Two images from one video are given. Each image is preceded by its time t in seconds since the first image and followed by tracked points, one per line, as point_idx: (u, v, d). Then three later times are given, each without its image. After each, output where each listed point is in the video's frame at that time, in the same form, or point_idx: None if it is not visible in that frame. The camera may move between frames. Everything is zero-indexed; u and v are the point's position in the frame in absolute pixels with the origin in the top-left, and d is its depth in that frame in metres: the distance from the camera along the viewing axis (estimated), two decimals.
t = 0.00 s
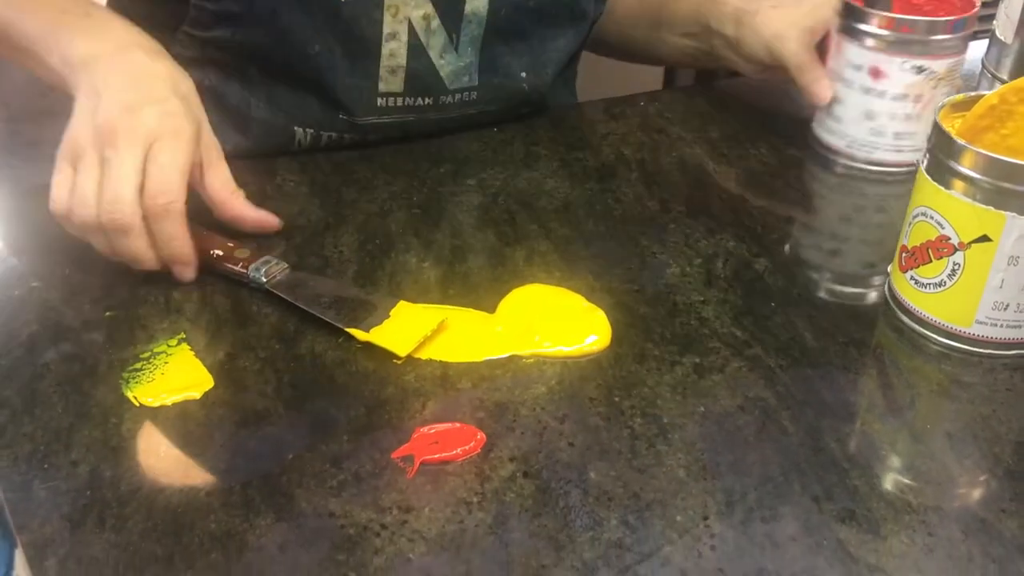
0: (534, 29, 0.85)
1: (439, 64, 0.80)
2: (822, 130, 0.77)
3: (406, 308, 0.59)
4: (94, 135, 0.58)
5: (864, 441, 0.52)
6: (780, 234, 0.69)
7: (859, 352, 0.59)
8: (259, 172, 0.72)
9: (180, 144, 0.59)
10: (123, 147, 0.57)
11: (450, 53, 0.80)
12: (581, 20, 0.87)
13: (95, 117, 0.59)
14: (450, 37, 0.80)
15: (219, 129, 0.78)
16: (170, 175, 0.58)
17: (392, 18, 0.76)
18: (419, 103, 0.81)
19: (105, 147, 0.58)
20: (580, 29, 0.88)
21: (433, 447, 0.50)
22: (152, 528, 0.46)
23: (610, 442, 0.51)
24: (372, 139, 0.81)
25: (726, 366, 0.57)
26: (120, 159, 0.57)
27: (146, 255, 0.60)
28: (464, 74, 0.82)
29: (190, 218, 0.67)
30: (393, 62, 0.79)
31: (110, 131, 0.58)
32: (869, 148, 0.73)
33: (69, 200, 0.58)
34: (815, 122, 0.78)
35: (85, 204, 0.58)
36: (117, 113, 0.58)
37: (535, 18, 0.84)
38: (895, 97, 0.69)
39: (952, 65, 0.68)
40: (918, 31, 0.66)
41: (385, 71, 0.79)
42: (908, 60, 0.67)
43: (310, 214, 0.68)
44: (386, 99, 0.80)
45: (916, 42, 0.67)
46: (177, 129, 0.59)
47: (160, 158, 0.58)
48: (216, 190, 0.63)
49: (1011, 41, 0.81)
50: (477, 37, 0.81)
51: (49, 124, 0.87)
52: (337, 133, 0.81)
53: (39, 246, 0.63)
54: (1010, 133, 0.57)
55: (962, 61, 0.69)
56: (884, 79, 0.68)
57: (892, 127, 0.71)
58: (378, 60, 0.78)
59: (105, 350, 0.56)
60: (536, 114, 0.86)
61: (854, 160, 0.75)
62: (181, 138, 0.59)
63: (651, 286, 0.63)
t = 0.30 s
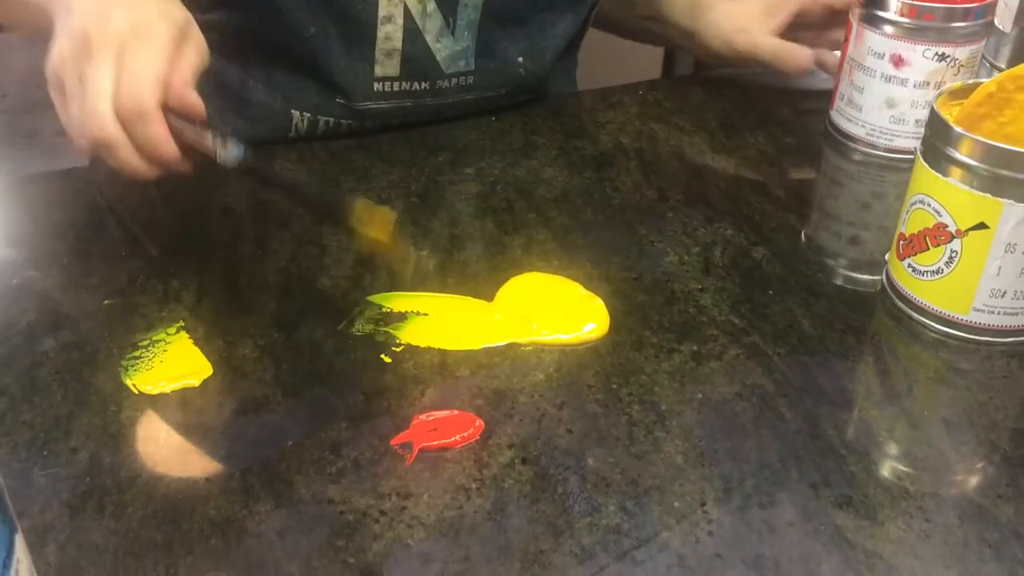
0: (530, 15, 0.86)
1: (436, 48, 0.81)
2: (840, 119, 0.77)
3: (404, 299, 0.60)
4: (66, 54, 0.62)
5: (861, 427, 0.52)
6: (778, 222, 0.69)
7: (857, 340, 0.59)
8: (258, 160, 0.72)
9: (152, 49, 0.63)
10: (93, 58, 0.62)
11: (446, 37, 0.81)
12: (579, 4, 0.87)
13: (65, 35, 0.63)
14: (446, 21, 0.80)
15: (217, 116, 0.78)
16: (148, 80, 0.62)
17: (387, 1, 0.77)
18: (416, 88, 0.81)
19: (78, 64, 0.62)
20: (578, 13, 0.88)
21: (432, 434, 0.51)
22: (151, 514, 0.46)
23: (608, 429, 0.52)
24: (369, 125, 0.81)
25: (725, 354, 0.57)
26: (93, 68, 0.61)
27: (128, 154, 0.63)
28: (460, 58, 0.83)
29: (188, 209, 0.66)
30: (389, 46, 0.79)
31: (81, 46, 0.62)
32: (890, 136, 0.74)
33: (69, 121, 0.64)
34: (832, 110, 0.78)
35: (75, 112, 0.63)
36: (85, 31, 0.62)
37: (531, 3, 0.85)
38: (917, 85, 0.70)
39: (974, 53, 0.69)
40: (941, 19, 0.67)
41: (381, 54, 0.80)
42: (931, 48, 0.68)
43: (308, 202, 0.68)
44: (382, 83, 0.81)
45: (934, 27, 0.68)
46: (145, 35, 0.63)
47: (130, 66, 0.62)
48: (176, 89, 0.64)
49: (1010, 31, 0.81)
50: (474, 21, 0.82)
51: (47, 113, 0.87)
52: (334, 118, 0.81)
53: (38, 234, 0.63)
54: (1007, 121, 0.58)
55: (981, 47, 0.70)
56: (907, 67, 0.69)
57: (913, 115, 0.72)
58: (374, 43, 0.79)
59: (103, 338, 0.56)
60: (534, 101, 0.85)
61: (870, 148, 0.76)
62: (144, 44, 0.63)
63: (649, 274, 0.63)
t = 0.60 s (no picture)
0: (534, 7, 0.87)
1: (442, 38, 0.81)
2: (841, 109, 0.78)
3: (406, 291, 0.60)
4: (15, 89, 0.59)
5: (862, 416, 0.53)
6: (780, 212, 0.69)
7: (858, 329, 0.59)
8: (259, 150, 0.73)
9: (86, 49, 0.56)
10: (51, 88, 0.58)
11: (452, 28, 0.81)
12: None
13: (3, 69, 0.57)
14: (454, 12, 0.81)
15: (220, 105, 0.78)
16: (103, 85, 0.56)
17: None
18: (421, 78, 0.82)
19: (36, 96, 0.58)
20: (580, 7, 0.90)
21: (436, 424, 0.51)
22: (157, 503, 0.46)
23: (610, 418, 0.52)
24: (371, 115, 0.82)
25: (727, 343, 0.57)
26: (60, 98, 0.58)
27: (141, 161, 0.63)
28: (464, 49, 0.83)
29: (192, 200, 0.67)
30: (396, 36, 0.80)
31: (25, 77, 0.57)
32: (891, 126, 0.74)
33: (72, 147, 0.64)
34: (834, 100, 0.79)
35: (58, 140, 0.62)
36: (18, 65, 0.57)
37: None
38: (918, 75, 0.70)
39: (975, 42, 0.69)
40: (942, 8, 0.67)
41: (388, 44, 0.80)
42: (932, 38, 0.68)
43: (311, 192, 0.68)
44: (388, 74, 0.81)
45: (935, 17, 0.67)
46: (73, 32, 0.56)
47: (79, 79, 0.56)
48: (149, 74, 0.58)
49: (1011, 20, 0.81)
50: (480, 13, 0.82)
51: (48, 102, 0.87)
52: (337, 107, 0.82)
53: (40, 225, 0.63)
54: (1009, 110, 0.58)
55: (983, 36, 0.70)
56: (908, 57, 0.69)
57: (914, 105, 0.72)
58: (382, 33, 0.79)
59: (107, 329, 0.56)
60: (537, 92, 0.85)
61: (871, 138, 0.76)
62: (78, 42, 0.56)
63: (651, 264, 0.63)
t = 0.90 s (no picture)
0: (541, 5, 0.87)
1: (450, 36, 0.82)
2: (844, 98, 0.77)
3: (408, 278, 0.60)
4: (70, 60, 0.48)
5: (865, 403, 0.53)
6: (783, 200, 0.69)
7: (861, 317, 0.59)
8: (261, 138, 0.72)
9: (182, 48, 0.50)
10: (115, 67, 0.48)
11: (461, 26, 0.82)
12: None
13: (69, 36, 0.47)
14: (463, 11, 0.81)
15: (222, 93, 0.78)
16: (193, 92, 0.50)
17: None
18: (427, 74, 0.82)
19: (96, 75, 0.48)
20: (586, 4, 0.90)
21: (439, 411, 0.51)
22: (160, 489, 0.46)
23: (613, 405, 0.52)
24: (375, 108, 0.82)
25: (730, 331, 0.57)
26: (116, 79, 0.48)
27: (157, 170, 0.54)
28: (472, 46, 0.83)
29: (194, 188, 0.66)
30: (404, 33, 0.80)
31: (98, 52, 0.48)
32: (893, 115, 0.74)
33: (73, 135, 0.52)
34: (837, 88, 0.78)
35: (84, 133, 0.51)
36: (94, 37, 0.47)
37: None
38: (921, 63, 0.69)
39: (979, 30, 0.69)
40: None
41: (396, 42, 0.80)
42: (936, 25, 0.68)
43: (313, 180, 0.68)
44: (394, 70, 0.81)
45: (939, 5, 0.67)
46: (168, 27, 0.49)
47: (166, 73, 0.49)
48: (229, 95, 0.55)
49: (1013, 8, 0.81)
50: (488, 12, 0.83)
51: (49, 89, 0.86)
52: (341, 101, 0.82)
53: (43, 215, 0.63)
54: (1013, 98, 0.57)
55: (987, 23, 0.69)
56: (912, 44, 0.69)
57: (918, 93, 0.71)
58: (391, 31, 0.80)
59: (110, 316, 0.56)
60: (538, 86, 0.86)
61: (873, 125, 0.76)
62: (176, 36, 0.50)
63: (654, 252, 0.63)
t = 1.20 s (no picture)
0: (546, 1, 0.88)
1: (454, 31, 0.82)
2: (846, 87, 0.77)
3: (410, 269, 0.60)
4: (168, 75, 0.46)
5: (866, 392, 0.53)
6: (784, 190, 0.69)
7: (862, 306, 0.59)
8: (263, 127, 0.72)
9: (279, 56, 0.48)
10: (215, 78, 0.46)
11: (465, 20, 0.82)
12: None
13: (166, 49, 0.45)
14: (466, 6, 0.82)
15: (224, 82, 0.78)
16: (292, 101, 0.48)
17: None
18: (428, 68, 0.82)
19: (197, 89, 0.46)
20: None
21: (441, 399, 0.51)
22: (162, 476, 0.46)
23: (615, 394, 0.52)
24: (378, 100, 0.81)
25: (731, 320, 0.57)
26: (216, 90, 0.46)
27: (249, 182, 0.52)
28: (476, 40, 0.83)
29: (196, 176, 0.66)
30: (408, 28, 0.81)
31: (198, 63, 0.45)
32: (896, 104, 0.74)
33: (161, 152, 0.50)
34: (839, 78, 0.78)
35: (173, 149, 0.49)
36: (193, 49, 0.45)
37: None
38: (924, 52, 0.69)
39: (983, 20, 0.68)
40: None
41: (399, 35, 0.81)
42: (938, 14, 0.67)
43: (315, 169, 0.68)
44: (397, 63, 0.81)
45: None
46: (265, 33, 0.47)
47: (266, 82, 0.48)
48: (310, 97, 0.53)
49: None
50: (492, 7, 0.83)
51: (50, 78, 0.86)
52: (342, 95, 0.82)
53: (44, 204, 0.63)
54: (1015, 88, 0.57)
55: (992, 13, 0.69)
56: (915, 34, 0.69)
57: (920, 83, 0.71)
58: (394, 24, 0.80)
59: (112, 304, 0.56)
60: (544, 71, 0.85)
61: (875, 115, 0.76)
62: (272, 42, 0.48)
63: (656, 242, 0.63)
